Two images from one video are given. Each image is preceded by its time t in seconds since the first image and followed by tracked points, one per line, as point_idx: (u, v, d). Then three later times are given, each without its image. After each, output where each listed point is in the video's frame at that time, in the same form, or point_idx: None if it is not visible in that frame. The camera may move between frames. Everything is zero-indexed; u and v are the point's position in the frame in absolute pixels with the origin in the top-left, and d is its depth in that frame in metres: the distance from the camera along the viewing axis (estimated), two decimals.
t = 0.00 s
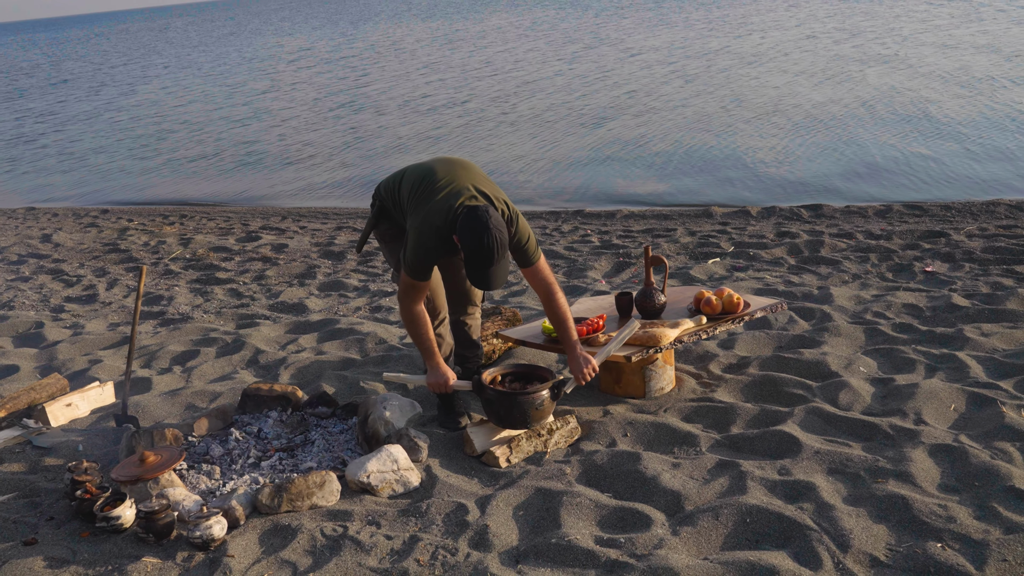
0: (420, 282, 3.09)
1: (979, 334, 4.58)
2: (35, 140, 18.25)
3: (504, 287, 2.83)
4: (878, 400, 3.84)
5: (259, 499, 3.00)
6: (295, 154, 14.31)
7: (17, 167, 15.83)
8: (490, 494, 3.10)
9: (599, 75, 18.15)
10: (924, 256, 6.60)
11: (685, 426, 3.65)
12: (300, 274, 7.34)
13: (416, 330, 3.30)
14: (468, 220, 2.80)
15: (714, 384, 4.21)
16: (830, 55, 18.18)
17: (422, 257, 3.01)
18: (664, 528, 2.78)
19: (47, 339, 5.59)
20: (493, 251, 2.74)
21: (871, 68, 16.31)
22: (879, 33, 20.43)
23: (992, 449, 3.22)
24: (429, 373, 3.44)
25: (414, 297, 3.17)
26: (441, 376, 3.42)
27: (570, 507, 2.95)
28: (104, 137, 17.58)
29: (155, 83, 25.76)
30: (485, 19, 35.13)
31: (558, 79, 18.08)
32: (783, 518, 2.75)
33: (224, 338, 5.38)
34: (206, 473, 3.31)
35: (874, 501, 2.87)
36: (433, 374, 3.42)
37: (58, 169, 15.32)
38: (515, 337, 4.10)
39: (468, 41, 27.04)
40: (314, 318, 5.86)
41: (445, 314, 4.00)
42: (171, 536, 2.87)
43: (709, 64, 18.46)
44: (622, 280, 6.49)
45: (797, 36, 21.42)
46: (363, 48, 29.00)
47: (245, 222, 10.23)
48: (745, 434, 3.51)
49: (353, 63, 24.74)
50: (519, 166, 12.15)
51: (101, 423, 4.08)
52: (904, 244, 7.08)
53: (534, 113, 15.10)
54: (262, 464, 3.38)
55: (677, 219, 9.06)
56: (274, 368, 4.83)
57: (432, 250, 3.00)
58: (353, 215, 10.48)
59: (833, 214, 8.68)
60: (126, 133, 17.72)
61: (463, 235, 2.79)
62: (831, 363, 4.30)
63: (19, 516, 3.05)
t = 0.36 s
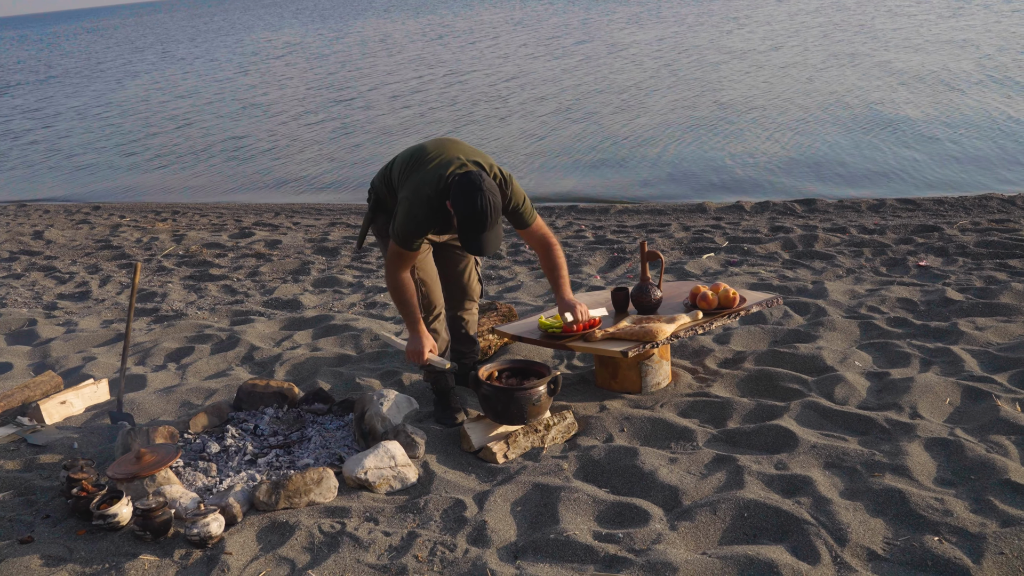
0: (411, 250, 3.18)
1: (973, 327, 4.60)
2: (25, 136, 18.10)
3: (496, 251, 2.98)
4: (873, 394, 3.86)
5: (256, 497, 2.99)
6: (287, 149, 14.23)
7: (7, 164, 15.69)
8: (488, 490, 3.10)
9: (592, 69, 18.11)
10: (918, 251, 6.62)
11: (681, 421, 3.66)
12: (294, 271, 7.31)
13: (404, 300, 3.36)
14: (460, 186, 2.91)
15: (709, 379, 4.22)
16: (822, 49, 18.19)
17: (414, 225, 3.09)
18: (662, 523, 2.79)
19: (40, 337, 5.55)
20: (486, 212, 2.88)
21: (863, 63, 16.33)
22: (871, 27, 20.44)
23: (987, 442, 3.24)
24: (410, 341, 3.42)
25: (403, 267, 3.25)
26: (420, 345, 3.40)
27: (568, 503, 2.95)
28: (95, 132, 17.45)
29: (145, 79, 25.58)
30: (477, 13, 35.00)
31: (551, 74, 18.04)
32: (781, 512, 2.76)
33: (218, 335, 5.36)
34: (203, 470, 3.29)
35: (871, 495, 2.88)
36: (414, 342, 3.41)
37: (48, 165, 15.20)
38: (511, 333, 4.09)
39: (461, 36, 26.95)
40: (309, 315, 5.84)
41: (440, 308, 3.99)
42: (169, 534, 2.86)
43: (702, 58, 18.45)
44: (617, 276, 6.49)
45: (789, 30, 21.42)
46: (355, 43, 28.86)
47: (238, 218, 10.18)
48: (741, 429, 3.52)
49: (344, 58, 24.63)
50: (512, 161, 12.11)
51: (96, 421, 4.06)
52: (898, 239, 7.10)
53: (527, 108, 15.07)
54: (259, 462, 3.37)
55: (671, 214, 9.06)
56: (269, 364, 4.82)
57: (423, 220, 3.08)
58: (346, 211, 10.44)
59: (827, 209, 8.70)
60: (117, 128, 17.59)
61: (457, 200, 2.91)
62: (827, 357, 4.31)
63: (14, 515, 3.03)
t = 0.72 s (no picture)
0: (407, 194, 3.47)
1: (969, 326, 4.62)
2: (18, 135, 18.01)
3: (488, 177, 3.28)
4: (870, 392, 3.87)
5: (255, 496, 2.99)
6: (282, 148, 14.19)
7: None
8: (487, 490, 3.10)
9: (587, 68, 18.11)
10: (913, 249, 6.64)
11: (679, 420, 3.66)
12: (289, 270, 7.30)
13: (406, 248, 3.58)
14: (450, 121, 3.26)
15: (706, 378, 4.22)
16: (817, 48, 18.22)
17: (408, 168, 3.41)
18: (661, 522, 2.79)
19: (35, 337, 5.53)
20: (473, 141, 3.20)
21: (857, 62, 16.36)
22: (865, 26, 20.47)
23: (984, 440, 3.25)
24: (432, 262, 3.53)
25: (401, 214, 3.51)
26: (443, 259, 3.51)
27: (567, 501, 2.95)
28: (88, 132, 17.37)
29: (139, 77, 25.47)
30: (472, 12, 34.93)
31: (546, 72, 18.03)
32: (779, 511, 2.77)
33: (215, 335, 5.34)
34: (201, 470, 3.29)
35: (868, 493, 2.89)
36: (439, 259, 3.51)
37: (41, 164, 15.12)
38: (509, 331, 4.08)
39: (455, 34, 26.90)
40: (306, 314, 5.83)
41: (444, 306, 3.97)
42: (167, 534, 2.86)
43: (697, 56, 18.45)
44: (613, 274, 6.49)
45: (783, 29, 21.44)
46: (349, 41, 28.79)
47: (232, 218, 10.15)
48: (739, 427, 3.53)
49: (339, 56, 24.57)
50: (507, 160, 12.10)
51: (92, 421, 4.04)
52: (893, 237, 7.12)
53: (522, 106, 15.05)
54: (257, 462, 3.37)
55: (667, 212, 9.07)
56: (266, 364, 4.81)
57: (416, 161, 3.40)
58: (342, 210, 10.41)
59: (822, 207, 8.73)
60: (110, 127, 17.52)
61: (446, 133, 3.26)
62: (823, 356, 4.32)
63: (12, 516, 3.02)
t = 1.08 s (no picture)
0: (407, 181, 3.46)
1: (971, 334, 4.63)
2: (21, 141, 18.07)
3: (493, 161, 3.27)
4: (872, 401, 3.87)
5: (257, 503, 2.99)
6: (284, 154, 14.21)
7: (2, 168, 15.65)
8: (489, 497, 3.10)
9: (588, 75, 18.16)
10: (914, 258, 6.65)
11: (682, 428, 3.66)
12: (291, 277, 7.31)
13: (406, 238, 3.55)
14: (452, 107, 3.28)
15: (708, 386, 4.22)
16: (817, 56, 18.27)
17: (409, 155, 3.42)
18: (663, 529, 2.79)
19: (36, 342, 5.53)
20: (477, 121, 3.22)
21: (857, 70, 16.40)
22: (865, 35, 20.53)
23: (986, 449, 3.25)
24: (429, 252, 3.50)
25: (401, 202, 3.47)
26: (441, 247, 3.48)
27: (569, 509, 2.95)
28: (90, 137, 17.42)
29: (141, 83, 25.56)
30: (473, 19, 35.04)
31: (547, 79, 18.08)
32: (782, 519, 2.77)
33: (216, 340, 5.35)
34: (202, 476, 3.29)
35: (871, 501, 2.89)
36: (434, 251, 3.47)
37: (43, 169, 15.16)
38: (511, 338, 4.07)
39: (456, 41, 26.98)
40: (307, 320, 5.83)
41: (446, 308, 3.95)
42: (169, 540, 2.85)
43: (697, 64, 18.50)
44: (614, 282, 6.49)
45: (784, 37, 21.51)
46: (350, 48, 28.88)
47: (234, 224, 10.17)
48: (741, 435, 3.52)
49: (340, 63, 24.64)
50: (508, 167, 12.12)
51: (94, 426, 4.04)
52: (894, 246, 7.12)
53: (524, 113, 15.09)
54: (258, 468, 3.36)
55: (668, 220, 9.08)
56: (268, 370, 4.81)
57: (417, 147, 3.41)
58: (343, 217, 10.44)
59: (823, 216, 8.74)
60: (112, 133, 17.57)
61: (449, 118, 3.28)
62: (825, 364, 4.33)
63: (13, 521, 3.02)
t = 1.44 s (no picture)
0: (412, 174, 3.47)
1: (977, 347, 4.61)
2: (29, 143, 18.17)
3: (509, 160, 3.28)
4: (877, 412, 3.86)
5: (261, 507, 2.99)
6: (290, 159, 14.26)
7: (9, 170, 15.74)
8: (493, 504, 3.10)
9: (594, 83, 18.21)
10: (920, 269, 6.64)
11: (686, 437, 3.66)
12: (296, 281, 7.33)
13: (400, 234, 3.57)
14: (469, 104, 3.29)
15: (713, 395, 4.22)
16: (823, 67, 18.29)
17: (418, 148, 3.43)
18: (667, 539, 2.79)
19: (42, 343, 5.55)
20: (490, 118, 3.22)
21: (862, 81, 16.41)
22: (871, 46, 20.58)
23: (992, 462, 3.24)
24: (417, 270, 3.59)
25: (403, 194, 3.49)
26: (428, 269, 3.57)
27: (573, 516, 2.95)
28: (98, 140, 17.52)
29: (150, 87, 25.70)
30: (480, 26, 35.17)
31: (553, 87, 18.14)
32: (787, 529, 2.76)
33: (221, 344, 5.36)
34: (206, 480, 3.29)
35: (876, 513, 2.88)
36: (420, 271, 3.57)
37: (51, 172, 15.25)
38: (516, 345, 4.07)
39: (463, 48, 27.11)
40: (312, 325, 5.85)
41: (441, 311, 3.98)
42: (172, 544, 2.85)
43: (703, 73, 18.55)
44: (619, 290, 6.50)
45: (790, 47, 21.55)
46: (357, 54, 29.01)
47: (240, 228, 10.21)
48: (746, 445, 3.52)
49: (347, 69, 24.75)
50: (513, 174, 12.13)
51: (98, 429, 4.05)
52: (900, 257, 7.12)
53: (530, 121, 15.13)
54: (262, 472, 3.37)
55: (673, 229, 9.09)
56: (272, 374, 4.82)
57: (427, 143, 3.43)
58: (348, 222, 10.46)
59: (828, 226, 8.73)
60: (120, 136, 17.66)
61: (465, 116, 3.29)
62: (830, 374, 4.32)
63: (17, 522, 3.03)
